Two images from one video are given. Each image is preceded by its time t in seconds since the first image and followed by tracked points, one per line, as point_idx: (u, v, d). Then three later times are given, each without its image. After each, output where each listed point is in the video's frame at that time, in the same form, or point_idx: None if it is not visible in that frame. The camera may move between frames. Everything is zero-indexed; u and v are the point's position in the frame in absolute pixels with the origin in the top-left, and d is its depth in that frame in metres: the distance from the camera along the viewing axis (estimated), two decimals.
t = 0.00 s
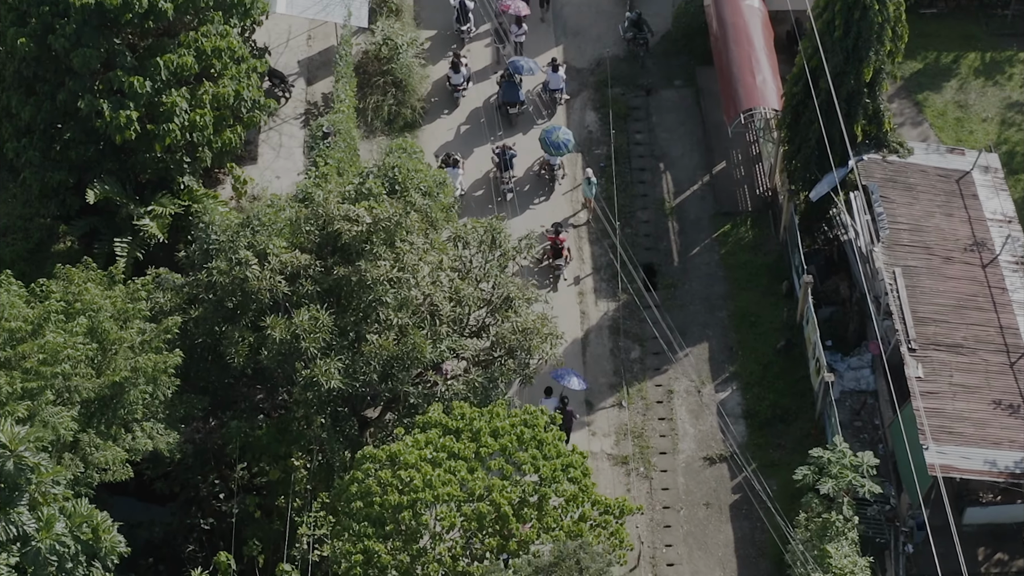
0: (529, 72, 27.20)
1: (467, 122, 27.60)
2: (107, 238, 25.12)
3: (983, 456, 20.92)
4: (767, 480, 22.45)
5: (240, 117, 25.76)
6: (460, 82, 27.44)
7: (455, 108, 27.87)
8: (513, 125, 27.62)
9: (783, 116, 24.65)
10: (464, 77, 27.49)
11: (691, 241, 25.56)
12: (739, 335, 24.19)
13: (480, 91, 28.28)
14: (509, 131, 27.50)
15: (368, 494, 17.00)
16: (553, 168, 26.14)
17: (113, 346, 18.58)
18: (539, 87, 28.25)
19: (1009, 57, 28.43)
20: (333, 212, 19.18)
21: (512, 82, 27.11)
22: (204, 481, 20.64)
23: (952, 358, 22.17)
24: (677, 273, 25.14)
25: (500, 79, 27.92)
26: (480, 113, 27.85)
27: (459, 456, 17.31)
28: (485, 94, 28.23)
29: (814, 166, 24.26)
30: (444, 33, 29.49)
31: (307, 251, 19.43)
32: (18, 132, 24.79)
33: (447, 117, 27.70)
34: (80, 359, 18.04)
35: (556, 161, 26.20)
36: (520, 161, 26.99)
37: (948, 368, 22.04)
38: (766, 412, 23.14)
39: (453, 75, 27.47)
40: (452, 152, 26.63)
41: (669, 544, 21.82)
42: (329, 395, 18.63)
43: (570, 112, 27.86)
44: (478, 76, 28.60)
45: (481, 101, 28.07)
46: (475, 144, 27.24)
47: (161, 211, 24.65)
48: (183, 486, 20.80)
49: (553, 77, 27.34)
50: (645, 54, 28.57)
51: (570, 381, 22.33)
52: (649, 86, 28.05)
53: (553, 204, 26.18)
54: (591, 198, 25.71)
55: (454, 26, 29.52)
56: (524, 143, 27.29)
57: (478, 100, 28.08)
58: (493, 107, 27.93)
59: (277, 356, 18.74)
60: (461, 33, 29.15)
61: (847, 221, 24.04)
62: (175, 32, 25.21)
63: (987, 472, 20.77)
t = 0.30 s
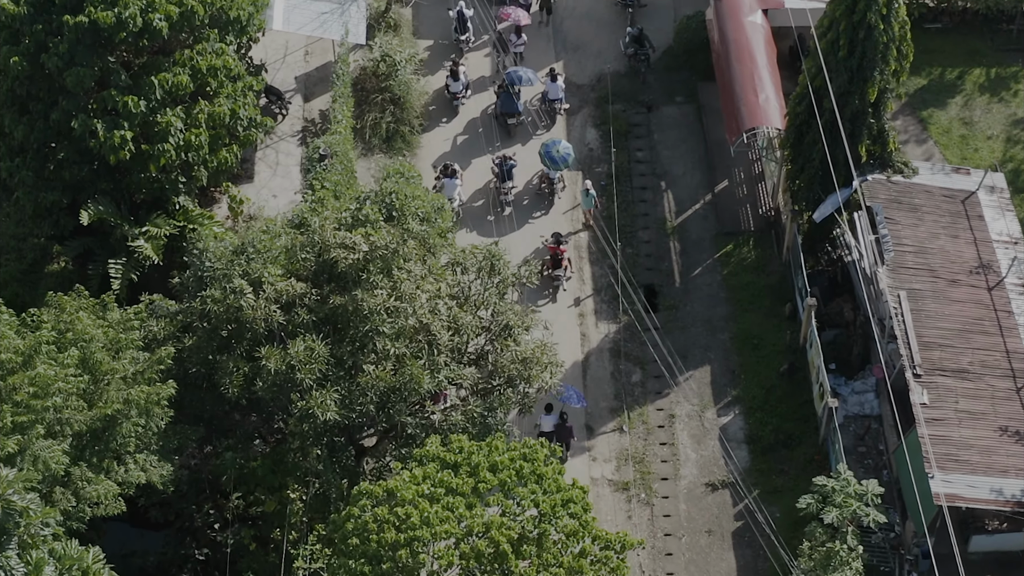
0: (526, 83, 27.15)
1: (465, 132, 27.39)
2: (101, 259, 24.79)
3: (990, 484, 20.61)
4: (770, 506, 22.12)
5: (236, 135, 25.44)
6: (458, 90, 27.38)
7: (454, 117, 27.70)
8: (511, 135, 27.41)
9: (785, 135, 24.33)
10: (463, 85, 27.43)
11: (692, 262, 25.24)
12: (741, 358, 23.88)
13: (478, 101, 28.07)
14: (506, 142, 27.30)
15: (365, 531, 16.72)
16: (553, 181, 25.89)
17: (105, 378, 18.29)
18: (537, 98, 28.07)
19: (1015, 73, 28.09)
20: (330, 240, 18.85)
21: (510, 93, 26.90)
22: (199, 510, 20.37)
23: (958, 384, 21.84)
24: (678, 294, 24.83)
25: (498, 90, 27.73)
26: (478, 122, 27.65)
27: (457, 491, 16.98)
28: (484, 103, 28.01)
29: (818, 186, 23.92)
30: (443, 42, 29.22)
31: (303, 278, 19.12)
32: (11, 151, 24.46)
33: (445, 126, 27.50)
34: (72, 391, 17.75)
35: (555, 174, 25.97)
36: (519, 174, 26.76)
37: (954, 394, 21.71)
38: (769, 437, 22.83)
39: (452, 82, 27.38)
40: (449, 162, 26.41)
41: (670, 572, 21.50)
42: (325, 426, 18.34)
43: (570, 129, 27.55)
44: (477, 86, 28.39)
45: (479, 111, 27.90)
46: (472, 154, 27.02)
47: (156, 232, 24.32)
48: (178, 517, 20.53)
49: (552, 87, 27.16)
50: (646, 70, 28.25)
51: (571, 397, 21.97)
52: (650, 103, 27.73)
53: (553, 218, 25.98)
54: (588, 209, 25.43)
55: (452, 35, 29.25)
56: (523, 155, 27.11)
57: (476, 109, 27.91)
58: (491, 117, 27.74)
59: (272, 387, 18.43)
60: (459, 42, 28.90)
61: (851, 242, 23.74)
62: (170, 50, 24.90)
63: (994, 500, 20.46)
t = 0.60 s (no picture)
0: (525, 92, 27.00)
1: (462, 142, 27.27)
2: (95, 281, 24.50)
3: (996, 513, 20.28)
4: (774, 534, 21.79)
5: (231, 154, 25.13)
6: (457, 99, 27.13)
7: (452, 125, 27.57)
8: (509, 145, 27.24)
9: (788, 154, 23.98)
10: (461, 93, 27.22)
11: (694, 283, 24.94)
12: (743, 382, 23.57)
13: (476, 111, 27.91)
14: (504, 152, 27.14)
15: (360, 570, 16.41)
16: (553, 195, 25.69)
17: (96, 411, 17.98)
18: (536, 108, 27.86)
19: (1020, 90, 27.77)
20: (325, 269, 18.58)
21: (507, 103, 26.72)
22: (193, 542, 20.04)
23: (964, 411, 21.52)
24: (680, 316, 24.53)
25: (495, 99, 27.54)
26: (476, 132, 27.51)
27: (455, 528, 16.66)
28: (482, 113, 27.87)
29: (822, 207, 23.60)
30: (440, 52, 28.97)
31: (298, 307, 18.87)
32: (4, 171, 24.16)
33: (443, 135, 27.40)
34: (63, 425, 17.43)
35: (554, 188, 25.79)
36: (518, 186, 26.55)
37: (959, 421, 21.39)
38: (772, 463, 22.51)
39: (449, 91, 27.14)
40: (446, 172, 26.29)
41: None
42: (321, 459, 18.06)
43: (570, 146, 27.25)
44: (475, 97, 28.22)
45: (477, 120, 27.73)
46: (468, 164, 26.89)
47: (151, 253, 24.02)
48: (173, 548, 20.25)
49: (552, 97, 26.91)
50: (647, 86, 27.95)
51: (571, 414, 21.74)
52: (651, 120, 27.43)
53: (552, 231, 25.81)
54: (587, 223, 25.26)
55: (450, 45, 29.01)
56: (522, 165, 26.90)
57: (474, 118, 27.76)
58: (489, 126, 27.56)
59: (267, 420, 18.15)
60: (457, 52, 28.67)
61: (854, 264, 23.39)
62: (165, 69, 24.56)
63: (1000, 530, 20.13)
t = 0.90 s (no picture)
0: (523, 101, 26.88)
1: (459, 151, 27.09)
2: (89, 303, 24.20)
3: (1001, 544, 19.95)
4: (777, 562, 21.45)
5: (227, 175, 24.84)
6: (453, 108, 26.94)
7: (450, 135, 27.40)
8: (507, 156, 27.07)
9: (792, 175, 23.65)
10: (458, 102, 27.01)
11: (696, 304, 24.64)
12: (746, 407, 23.27)
13: (474, 121, 27.73)
14: (503, 163, 26.95)
15: None
16: (553, 207, 25.52)
17: (86, 446, 17.58)
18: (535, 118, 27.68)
19: None
20: (321, 298, 18.28)
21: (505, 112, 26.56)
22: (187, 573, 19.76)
23: (970, 438, 21.19)
24: (681, 339, 24.22)
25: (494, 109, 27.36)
26: (474, 141, 27.33)
27: (453, 566, 16.32)
28: (480, 124, 27.65)
29: (825, 229, 23.29)
30: (438, 65, 28.69)
31: (293, 336, 18.53)
32: None
33: (440, 144, 27.23)
34: (54, 461, 17.07)
35: (553, 201, 25.54)
36: (517, 198, 26.34)
37: (965, 448, 21.05)
38: (775, 490, 22.18)
39: (446, 100, 26.95)
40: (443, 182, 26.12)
41: None
42: (316, 493, 17.74)
43: (570, 164, 26.94)
44: (473, 107, 27.99)
45: (475, 129, 27.54)
46: (466, 174, 26.71)
47: (145, 276, 23.71)
48: None
49: (551, 108, 26.66)
50: (648, 103, 27.65)
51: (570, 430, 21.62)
52: (653, 137, 27.13)
53: (552, 243, 25.64)
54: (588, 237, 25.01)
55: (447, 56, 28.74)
56: (522, 175, 26.74)
57: (473, 128, 27.58)
58: (487, 136, 27.39)
59: (262, 453, 17.83)
60: (455, 63, 28.41)
61: (858, 287, 23.12)
62: (160, 88, 24.13)
63: (1006, 561, 19.79)
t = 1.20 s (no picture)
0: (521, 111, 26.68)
1: (457, 161, 27.08)
2: (83, 326, 23.88)
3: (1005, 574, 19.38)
4: None
5: (222, 195, 24.56)
6: (449, 118, 26.98)
7: (445, 145, 27.40)
8: (505, 166, 27.02)
9: (794, 196, 23.36)
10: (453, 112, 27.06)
11: (697, 326, 24.36)
12: (748, 431, 22.96)
13: (473, 131, 27.72)
14: (501, 173, 26.91)
15: None
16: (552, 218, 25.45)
17: (77, 480, 17.29)
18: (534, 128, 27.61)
19: None
20: (316, 329, 17.91)
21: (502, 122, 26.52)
22: None
23: (975, 465, 20.77)
24: (682, 361, 23.94)
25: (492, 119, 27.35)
26: (471, 151, 27.30)
27: None
28: (476, 135, 27.61)
29: (828, 251, 23.01)
30: (434, 79, 28.56)
31: (288, 367, 18.24)
32: None
33: (437, 154, 27.22)
34: (44, 496, 16.79)
35: (552, 211, 25.46)
36: (515, 208, 26.27)
37: (970, 476, 20.62)
38: (778, 517, 21.81)
39: (442, 109, 27.00)
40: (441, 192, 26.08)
41: None
42: (310, 527, 17.47)
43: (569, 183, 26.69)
44: (471, 118, 27.98)
45: (473, 140, 27.53)
46: (463, 184, 26.68)
47: (139, 298, 23.37)
48: None
49: (549, 119, 26.59)
50: (648, 121, 27.43)
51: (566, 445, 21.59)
52: (653, 155, 26.93)
53: (550, 254, 25.52)
54: (587, 250, 24.84)
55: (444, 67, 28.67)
56: (520, 185, 26.67)
57: (470, 138, 27.56)
58: (485, 145, 27.36)
59: (256, 488, 17.51)
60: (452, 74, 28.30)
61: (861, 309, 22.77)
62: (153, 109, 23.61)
63: None
